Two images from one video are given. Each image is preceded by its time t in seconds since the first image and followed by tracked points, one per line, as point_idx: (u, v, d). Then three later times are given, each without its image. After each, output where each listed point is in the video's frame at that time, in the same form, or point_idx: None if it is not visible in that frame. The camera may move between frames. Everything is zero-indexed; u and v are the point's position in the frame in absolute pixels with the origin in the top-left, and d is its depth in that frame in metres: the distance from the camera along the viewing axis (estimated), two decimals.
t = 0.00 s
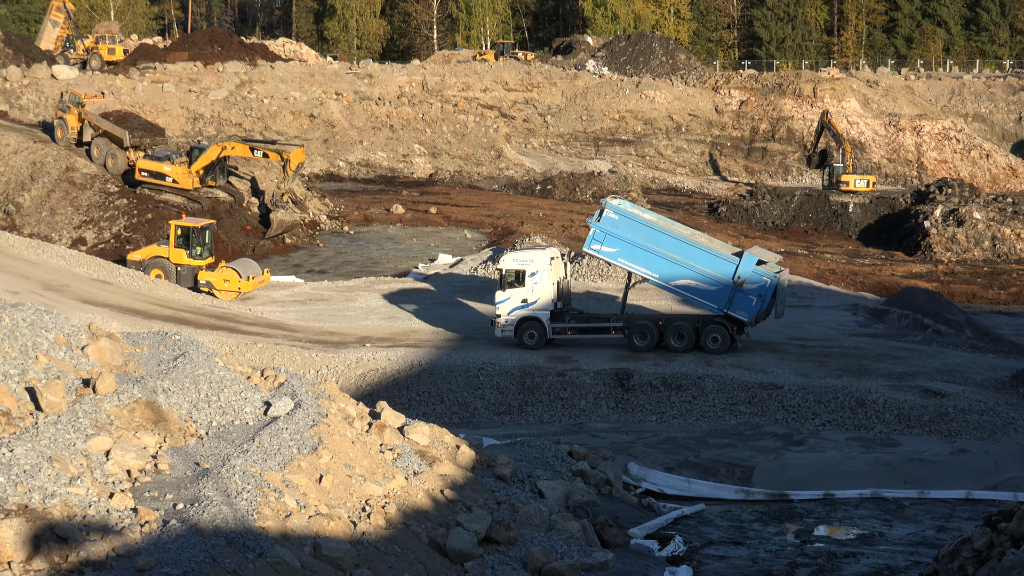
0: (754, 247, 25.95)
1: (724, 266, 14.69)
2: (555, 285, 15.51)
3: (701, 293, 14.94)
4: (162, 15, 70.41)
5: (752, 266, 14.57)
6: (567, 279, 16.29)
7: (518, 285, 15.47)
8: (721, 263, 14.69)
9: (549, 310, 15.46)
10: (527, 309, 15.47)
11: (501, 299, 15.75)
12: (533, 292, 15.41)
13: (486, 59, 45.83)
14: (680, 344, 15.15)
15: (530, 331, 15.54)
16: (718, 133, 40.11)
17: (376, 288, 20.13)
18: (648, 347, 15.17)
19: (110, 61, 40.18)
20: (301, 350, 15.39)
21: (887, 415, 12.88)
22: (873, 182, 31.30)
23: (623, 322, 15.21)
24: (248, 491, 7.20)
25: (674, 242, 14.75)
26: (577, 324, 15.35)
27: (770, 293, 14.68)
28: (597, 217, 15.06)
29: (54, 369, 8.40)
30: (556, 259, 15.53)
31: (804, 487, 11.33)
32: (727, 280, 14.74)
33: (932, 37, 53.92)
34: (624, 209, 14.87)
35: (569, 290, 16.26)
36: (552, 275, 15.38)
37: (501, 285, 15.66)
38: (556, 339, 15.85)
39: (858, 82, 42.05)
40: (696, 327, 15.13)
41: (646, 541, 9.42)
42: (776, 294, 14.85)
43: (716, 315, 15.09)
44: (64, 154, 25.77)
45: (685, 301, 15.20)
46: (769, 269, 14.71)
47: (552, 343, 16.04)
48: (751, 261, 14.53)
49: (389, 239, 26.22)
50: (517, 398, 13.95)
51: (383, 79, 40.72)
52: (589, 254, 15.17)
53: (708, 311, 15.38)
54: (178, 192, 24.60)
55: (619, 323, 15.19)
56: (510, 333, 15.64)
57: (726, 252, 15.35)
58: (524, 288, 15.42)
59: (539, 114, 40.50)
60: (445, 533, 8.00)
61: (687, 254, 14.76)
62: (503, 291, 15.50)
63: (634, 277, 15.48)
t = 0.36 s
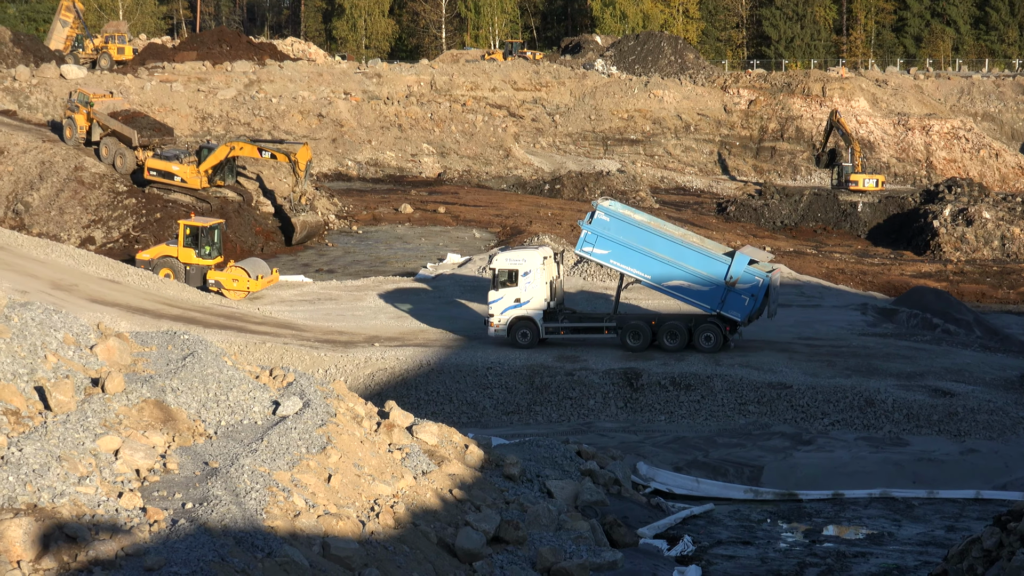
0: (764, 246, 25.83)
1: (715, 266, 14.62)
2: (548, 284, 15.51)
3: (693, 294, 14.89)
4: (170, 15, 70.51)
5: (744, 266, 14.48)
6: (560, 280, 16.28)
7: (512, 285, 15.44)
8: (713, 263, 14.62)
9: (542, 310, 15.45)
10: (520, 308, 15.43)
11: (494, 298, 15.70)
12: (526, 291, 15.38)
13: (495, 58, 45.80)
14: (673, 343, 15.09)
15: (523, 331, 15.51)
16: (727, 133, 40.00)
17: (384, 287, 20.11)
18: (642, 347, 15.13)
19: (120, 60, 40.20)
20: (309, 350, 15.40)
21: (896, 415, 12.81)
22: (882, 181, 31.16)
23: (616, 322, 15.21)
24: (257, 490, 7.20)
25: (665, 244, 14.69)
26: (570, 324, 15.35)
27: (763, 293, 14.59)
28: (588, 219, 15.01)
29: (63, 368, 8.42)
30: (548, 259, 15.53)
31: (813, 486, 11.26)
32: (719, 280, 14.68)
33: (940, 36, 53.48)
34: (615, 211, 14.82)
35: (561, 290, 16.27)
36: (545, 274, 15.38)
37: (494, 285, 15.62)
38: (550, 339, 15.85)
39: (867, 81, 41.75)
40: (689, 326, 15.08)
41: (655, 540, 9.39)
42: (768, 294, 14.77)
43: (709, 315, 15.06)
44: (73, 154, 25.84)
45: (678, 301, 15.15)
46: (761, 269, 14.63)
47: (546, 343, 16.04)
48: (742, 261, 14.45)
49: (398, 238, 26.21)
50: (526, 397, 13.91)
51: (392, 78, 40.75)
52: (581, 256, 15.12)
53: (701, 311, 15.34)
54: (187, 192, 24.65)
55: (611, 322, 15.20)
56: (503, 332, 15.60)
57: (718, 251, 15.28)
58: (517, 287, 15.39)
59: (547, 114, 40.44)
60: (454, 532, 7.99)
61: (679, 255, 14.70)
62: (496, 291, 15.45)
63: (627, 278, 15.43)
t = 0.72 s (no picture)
0: (781, 246, 25.64)
1: (715, 267, 14.51)
2: (548, 284, 15.44)
3: (694, 295, 14.78)
4: (187, 15, 70.81)
5: (743, 267, 14.38)
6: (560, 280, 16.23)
7: (512, 285, 15.38)
8: (712, 264, 14.51)
9: (542, 310, 15.40)
10: (520, 309, 15.38)
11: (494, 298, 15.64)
12: (527, 292, 15.32)
13: (512, 58, 45.79)
14: (673, 343, 15.02)
15: (523, 331, 15.46)
16: (744, 132, 39.73)
17: (401, 287, 20.10)
18: (643, 347, 15.08)
19: (137, 60, 40.42)
20: (326, 349, 15.42)
21: (914, 416, 12.69)
22: (899, 182, 30.89)
23: (617, 322, 15.15)
24: (275, 490, 7.19)
25: (665, 245, 14.58)
26: (570, 324, 15.26)
27: (762, 293, 14.50)
28: (587, 221, 14.89)
29: (81, 368, 8.46)
30: (549, 259, 15.45)
31: (831, 487, 11.14)
32: (719, 281, 14.57)
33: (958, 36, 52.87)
34: (614, 213, 14.69)
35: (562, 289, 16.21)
36: (545, 275, 15.31)
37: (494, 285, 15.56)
38: (551, 339, 15.83)
39: (884, 81, 41.26)
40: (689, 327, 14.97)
41: (672, 541, 9.31)
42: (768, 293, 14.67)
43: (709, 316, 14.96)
44: (90, 154, 26.01)
45: (677, 302, 15.06)
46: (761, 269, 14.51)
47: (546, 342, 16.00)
48: (741, 262, 14.34)
49: (415, 238, 26.25)
50: (543, 397, 13.85)
51: (408, 78, 40.83)
52: (581, 258, 15.01)
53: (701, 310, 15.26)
54: (203, 192, 24.77)
55: (612, 323, 15.13)
56: (504, 332, 15.57)
57: (718, 251, 15.16)
58: (517, 287, 15.33)
59: (564, 114, 40.35)
60: (470, 532, 7.96)
61: (679, 256, 14.59)
62: (496, 291, 15.40)
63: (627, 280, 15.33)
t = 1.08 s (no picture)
0: (801, 249, 25.42)
1: (717, 269, 14.49)
2: (549, 285, 15.40)
3: (695, 297, 14.73)
4: (207, 18, 71.24)
5: (744, 269, 14.36)
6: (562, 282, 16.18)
7: (514, 286, 15.34)
8: (713, 266, 14.48)
9: (544, 311, 15.35)
10: (522, 309, 15.31)
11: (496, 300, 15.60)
12: (528, 292, 15.28)
13: (531, 61, 45.79)
14: (674, 345, 14.89)
15: (525, 332, 15.40)
16: (763, 134, 39.43)
17: (420, 289, 20.06)
18: (644, 349, 14.95)
19: (158, 63, 40.72)
20: (345, 352, 15.42)
21: (934, 418, 12.52)
22: (920, 183, 30.56)
23: (618, 323, 15.03)
24: (294, 493, 7.18)
25: (666, 248, 14.52)
26: (571, 326, 15.20)
27: (763, 294, 14.46)
28: (588, 225, 14.79)
29: (101, 371, 8.50)
30: (550, 260, 15.42)
31: (851, 490, 10.99)
32: (720, 283, 14.54)
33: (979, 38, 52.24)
34: (616, 216, 14.60)
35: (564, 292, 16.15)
36: (546, 275, 15.27)
37: (496, 287, 15.52)
38: (552, 341, 15.75)
39: (903, 83, 40.78)
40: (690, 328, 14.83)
41: (692, 543, 9.23)
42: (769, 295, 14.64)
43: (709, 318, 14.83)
44: (111, 157, 26.22)
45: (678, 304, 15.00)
46: (762, 271, 14.48)
47: (547, 345, 15.91)
48: (743, 263, 14.33)
49: (433, 241, 26.26)
50: (562, 400, 13.76)
51: (428, 80, 40.94)
52: (582, 262, 14.91)
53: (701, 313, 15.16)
54: (223, 195, 24.92)
55: (614, 324, 15.01)
56: (505, 334, 15.50)
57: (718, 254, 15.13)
58: (519, 288, 15.28)
59: (583, 117, 40.25)
60: (490, 535, 7.91)
61: (680, 259, 14.54)
62: (497, 292, 15.36)
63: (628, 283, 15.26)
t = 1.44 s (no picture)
0: (818, 253, 25.23)
1: (715, 274, 14.38)
2: (549, 290, 15.39)
3: (693, 302, 14.63)
4: (224, 25, 71.72)
5: (743, 273, 14.24)
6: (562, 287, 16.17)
7: (513, 291, 15.34)
8: (711, 270, 14.39)
9: (543, 316, 15.32)
10: (521, 314, 15.30)
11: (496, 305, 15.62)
12: (527, 297, 15.28)
13: (547, 66, 45.81)
14: (674, 351, 14.81)
15: (524, 336, 15.38)
16: (780, 139, 39.23)
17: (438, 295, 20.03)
18: (643, 354, 14.84)
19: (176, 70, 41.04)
20: (362, 358, 15.43)
21: (952, 422, 12.39)
22: (937, 187, 30.28)
23: (617, 328, 14.97)
24: (312, 499, 7.16)
25: (662, 253, 14.51)
26: (570, 331, 15.16)
27: (762, 299, 14.31)
28: (587, 232, 14.91)
29: (118, 378, 8.53)
30: (549, 265, 15.41)
31: (870, 494, 10.86)
32: (718, 288, 14.43)
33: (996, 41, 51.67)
34: (613, 223, 14.70)
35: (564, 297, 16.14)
36: (546, 280, 15.26)
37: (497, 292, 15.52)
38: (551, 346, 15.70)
39: (920, 87, 40.38)
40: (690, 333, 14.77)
41: (710, 548, 9.13)
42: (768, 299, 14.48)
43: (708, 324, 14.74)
44: (128, 164, 26.42)
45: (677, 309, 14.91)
46: (761, 275, 14.35)
47: (547, 350, 15.86)
48: (741, 268, 14.21)
49: (450, 247, 26.27)
50: (580, 405, 13.68)
51: (444, 87, 41.10)
52: (581, 268, 14.99)
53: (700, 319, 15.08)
54: (239, 201, 25.07)
55: (613, 329, 14.95)
56: (505, 338, 15.51)
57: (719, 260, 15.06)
58: (518, 293, 15.28)
59: (599, 122, 40.18)
60: (507, 541, 7.86)
61: (677, 264, 14.49)
62: (497, 296, 15.38)
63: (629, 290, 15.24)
